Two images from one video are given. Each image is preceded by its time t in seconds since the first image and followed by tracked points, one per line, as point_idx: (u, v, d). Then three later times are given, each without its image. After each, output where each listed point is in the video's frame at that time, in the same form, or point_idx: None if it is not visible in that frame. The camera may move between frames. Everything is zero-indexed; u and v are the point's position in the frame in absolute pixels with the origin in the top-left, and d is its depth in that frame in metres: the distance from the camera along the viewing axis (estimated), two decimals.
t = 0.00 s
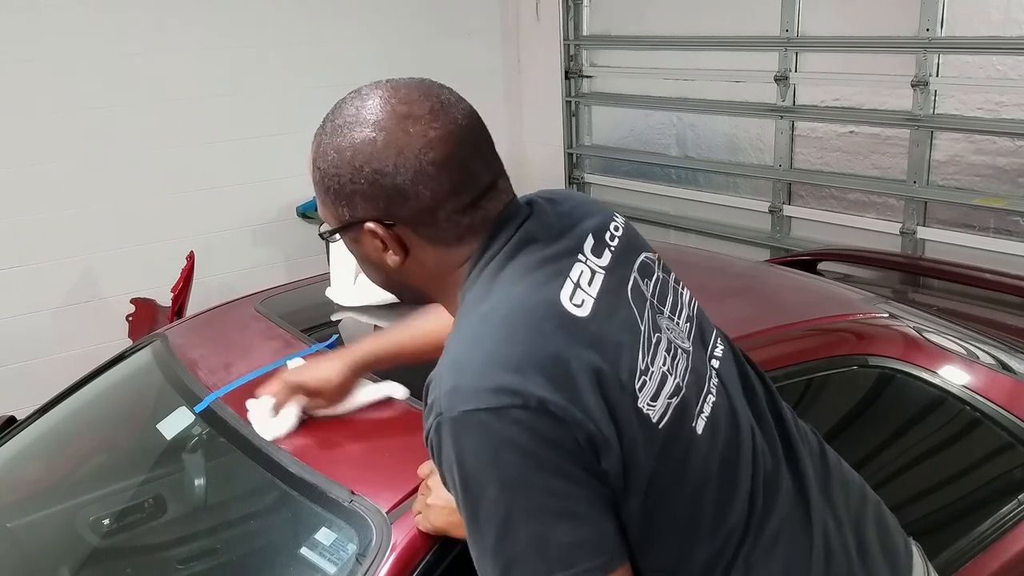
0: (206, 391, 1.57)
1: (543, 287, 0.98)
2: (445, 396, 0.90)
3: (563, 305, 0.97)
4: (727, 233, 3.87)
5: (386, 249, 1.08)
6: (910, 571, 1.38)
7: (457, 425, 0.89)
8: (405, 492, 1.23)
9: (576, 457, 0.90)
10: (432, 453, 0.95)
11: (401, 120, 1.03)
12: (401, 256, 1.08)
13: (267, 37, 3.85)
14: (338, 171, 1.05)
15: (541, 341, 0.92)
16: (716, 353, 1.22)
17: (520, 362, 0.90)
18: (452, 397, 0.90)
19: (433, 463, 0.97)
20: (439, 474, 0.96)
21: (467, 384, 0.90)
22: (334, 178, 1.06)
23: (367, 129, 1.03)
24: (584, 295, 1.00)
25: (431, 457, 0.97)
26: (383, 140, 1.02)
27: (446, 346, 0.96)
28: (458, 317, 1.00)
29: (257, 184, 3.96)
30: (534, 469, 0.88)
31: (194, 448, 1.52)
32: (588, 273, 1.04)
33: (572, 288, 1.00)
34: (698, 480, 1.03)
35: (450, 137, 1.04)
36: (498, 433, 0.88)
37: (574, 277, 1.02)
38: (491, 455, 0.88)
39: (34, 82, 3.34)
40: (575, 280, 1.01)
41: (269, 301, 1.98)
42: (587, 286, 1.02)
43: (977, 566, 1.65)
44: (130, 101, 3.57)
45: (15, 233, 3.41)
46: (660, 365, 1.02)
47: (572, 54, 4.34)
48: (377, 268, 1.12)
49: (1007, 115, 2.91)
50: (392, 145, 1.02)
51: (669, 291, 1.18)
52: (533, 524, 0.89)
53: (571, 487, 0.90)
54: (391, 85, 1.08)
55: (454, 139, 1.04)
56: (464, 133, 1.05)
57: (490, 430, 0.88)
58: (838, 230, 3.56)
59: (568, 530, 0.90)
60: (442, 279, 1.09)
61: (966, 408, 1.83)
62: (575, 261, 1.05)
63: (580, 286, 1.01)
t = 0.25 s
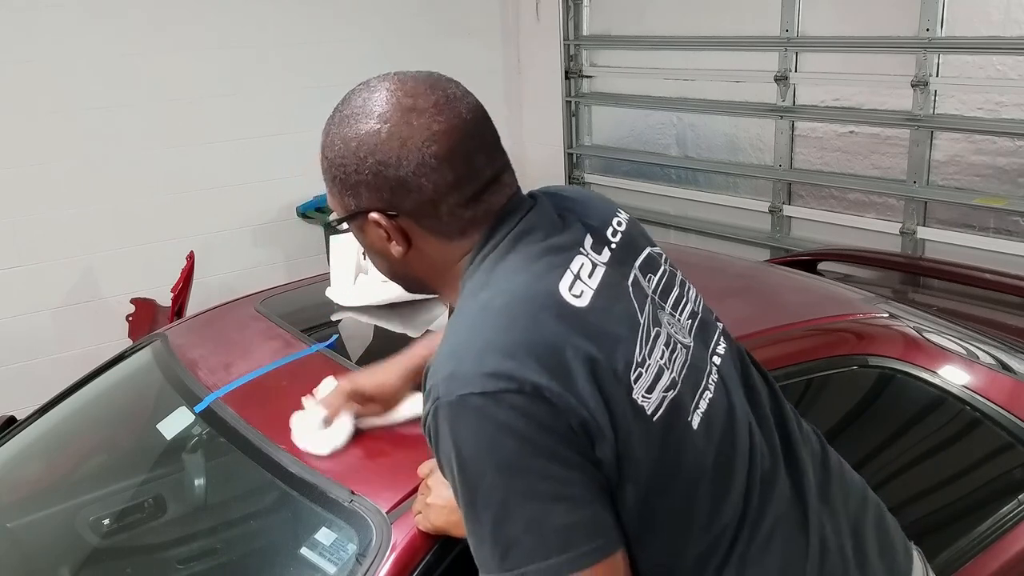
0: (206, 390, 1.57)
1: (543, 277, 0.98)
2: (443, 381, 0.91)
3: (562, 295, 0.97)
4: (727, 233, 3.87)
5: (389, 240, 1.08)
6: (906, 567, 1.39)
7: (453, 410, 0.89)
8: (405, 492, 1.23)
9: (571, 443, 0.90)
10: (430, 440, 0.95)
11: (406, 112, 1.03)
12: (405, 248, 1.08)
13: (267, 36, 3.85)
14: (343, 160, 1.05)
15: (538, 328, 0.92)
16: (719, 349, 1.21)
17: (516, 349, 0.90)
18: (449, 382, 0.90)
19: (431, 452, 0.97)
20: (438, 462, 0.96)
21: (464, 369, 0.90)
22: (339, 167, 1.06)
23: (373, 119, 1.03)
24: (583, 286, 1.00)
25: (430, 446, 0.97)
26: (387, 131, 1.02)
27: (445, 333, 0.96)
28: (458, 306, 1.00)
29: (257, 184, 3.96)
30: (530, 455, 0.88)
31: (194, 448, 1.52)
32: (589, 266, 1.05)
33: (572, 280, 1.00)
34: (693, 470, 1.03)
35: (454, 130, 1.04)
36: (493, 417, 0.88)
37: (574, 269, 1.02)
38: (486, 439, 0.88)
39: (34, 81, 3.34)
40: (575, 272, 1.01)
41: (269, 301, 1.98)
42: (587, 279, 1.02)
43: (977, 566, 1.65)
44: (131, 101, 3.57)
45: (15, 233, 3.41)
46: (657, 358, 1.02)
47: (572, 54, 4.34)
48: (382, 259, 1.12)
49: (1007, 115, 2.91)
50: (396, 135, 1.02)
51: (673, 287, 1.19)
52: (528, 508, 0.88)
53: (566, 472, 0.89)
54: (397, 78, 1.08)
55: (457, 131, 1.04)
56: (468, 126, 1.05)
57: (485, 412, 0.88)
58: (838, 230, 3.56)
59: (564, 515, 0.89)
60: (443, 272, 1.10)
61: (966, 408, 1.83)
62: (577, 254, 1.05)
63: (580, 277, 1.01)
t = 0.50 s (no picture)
0: (206, 391, 1.57)
1: (560, 269, 0.95)
2: (457, 368, 0.89)
3: (582, 288, 0.94)
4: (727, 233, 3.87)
5: (411, 219, 1.08)
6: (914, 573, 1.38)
7: (466, 397, 0.87)
8: (405, 492, 1.23)
9: (584, 437, 0.88)
10: (442, 426, 0.93)
11: (430, 88, 1.06)
12: (424, 226, 1.08)
13: (267, 36, 3.85)
14: (368, 137, 1.08)
15: (557, 317, 0.90)
16: (737, 350, 1.21)
17: (531, 338, 0.88)
18: (464, 367, 0.88)
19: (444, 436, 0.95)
20: (449, 448, 0.94)
21: (479, 355, 0.88)
22: (364, 145, 1.08)
23: (399, 97, 1.07)
24: (602, 280, 0.97)
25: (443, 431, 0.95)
26: (412, 105, 1.05)
27: (461, 320, 0.94)
28: (475, 294, 0.98)
29: (257, 184, 3.96)
30: (542, 446, 0.86)
31: (194, 448, 1.52)
32: (609, 261, 1.01)
33: (591, 273, 0.97)
34: (704, 465, 1.01)
35: (476, 103, 1.06)
36: (506, 406, 0.86)
37: (594, 262, 0.99)
38: (498, 428, 0.86)
39: (34, 82, 3.34)
40: (595, 266, 0.98)
41: (269, 301, 1.98)
42: (606, 272, 0.99)
43: (977, 566, 1.65)
44: (131, 101, 3.57)
45: (15, 233, 3.41)
46: (674, 355, 1.00)
47: (572, 54, 4.34)
48: (403, 243, 1.12)
49: (1007, 115, 2.91)
50: (419, 108, 1.05)
51: (691, 286, 1.17)
52: (538, 499, 0.86)
53: (578, 465, 0.87)
54: (422, 62, 1.12)
55: (479, 104, 1.06)
56: (490, 101, 1.07)
57: (499, 400, 0.86)
58: (838, 230, 3.56)
59: (574, 507, 0.87)
60: (463, 253, 1.08)
61: (966, 408, 1.83)
62: (597, 248, 1.01)
63: (599, 271, 0.98)
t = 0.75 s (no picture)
0: (206, 390, 1.57)
1: (565, 268, 0.94)
2: (463, 366, 0.89)
3: (588, 286, 0.94)
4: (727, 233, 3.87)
5: (415, 218, 1.08)
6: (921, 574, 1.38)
7: (472, 395, 0.87)
8: (405, 492, 1.23)
9: (591, 435, 0.88)
10: (448, 424, 0.93)
11: (431, 86, 1.06)
12: (429, 225, 1.07)
13: (267, 36, 3.84)
14: (371, 137, 1.08)
15: (561, 316, 0.90)
16: (743, 348, 1.21)
17: (537, 335, 0.88)
18: (470, 366, 0.88)
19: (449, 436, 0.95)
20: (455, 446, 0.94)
21: (484, 354, 0.88)
22: (367, 145, 1.09)
23: (400, 95, 1.07)
24: (608, 277, 0.97)
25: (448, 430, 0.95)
26: (414, 103, 1.05)
27: (467, 318, 0.94)
28: (481, 292, 0.97)
29: (257, 184, 3.96)
30: (548, 444, 0.86)
31: (194, 448, 1.52)
32: (615, 258, 1.01)
33: (597, 270, 0.97)
34: (711, 464, 1.01)
35: (478, 99, 1.06)
36: (511, 404, 0.86)
37: (600, 260, 0.99)
38: (504, 425, 0.86)
39: (34, 81, 3.34)
40: (600, 263, 0.98)
41: (269, 301, 1.98)
42: (612, 270, 0.99)
43: (976, 566, 1.65)
44: (130, 101, 3.57)
45: (15, 233, 3.41)
46: (681, 353, 1.00)
47: (573, 54, 4.33)
48: (406, 243, 1.12)
49: (1007, 115, 2.91)
50: (421, 106, 1.05)
51: (696, 283, 1.17)
52: (543, 498, 0.86)
53: (584, 463, 0.87)
54: (423, 61, 1.12)
55: (481, 101, 1.06)
56: (493, 98, 1.07)
57: (504, 399, 0.86)
58: (838, 230, 3.56)
59: (579, 506, 0.86)
60: (467, 251, 1.08)
61: (966, 408, 1.83)
62: (603, 245, 1.02)
63: (605, 268, 0.98)
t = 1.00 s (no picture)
0: (206, 391, 1.57)
1: (609, 255, 0.93)
2: (500, 347, 0.87)
3: (634, 274, 0.93)
4: (727, 233, 3.87)
5: (457, 203, 1.06)
6: None
7: (508, 376, 0.86)
8: (405, 492, 1.22)
9: (625, 429, 0.87)
10: (478, 403, 0.92)
11: (475, 68, 1.05)
12: (472, 210, 1.05)
13: (266, 37, 3.85)
14: (412, 120, 1.06)
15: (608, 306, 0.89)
16: (782, 347, 1.20)
17: (579, 322, 0.87)
18: (507, 347, 0.87)
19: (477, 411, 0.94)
20: (484, 424, 0.94)
21: (523, 335, 0.86)
22: (408, 128, 1.07)
23: (444, 77, 1.06)
24: (652, 267, 0.96)
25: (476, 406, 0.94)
26: (458, 84, 1.04)
27: (505, 302, 0.93)
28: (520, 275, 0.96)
29: (257, 184, 3.95)
30: (579, 434, 0.85)
31: (194, 448, 1.52)
32: (659, 249, 1.00)
33: (641, 260, 0.96)
34: (744, 462, 1.00)
35: (523, 81, 1.05)
36: (547, 389, 0.84)
37: (644, 249, 0.98)
38: (538, 409, 0.85)
39: (34, 81, 3.34)
40: (645, 253, 0.97)
41: (269, 301, 1.97)
42: (656, 261, 0.98)
43: (978, 566, 1.65)
44: (130, 101, 3.57)
45: (15, 233, 3.41)
46: (721, 348, 1.00)
47: (572, 54, 4.33)
48: (445, 231, 1.10)
49: (1007, 115, 2.91)
50: (466, 87, 1.04)
51: (739, 279, 1.16)
52: (568, 488, 0.86)
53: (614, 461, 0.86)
54: (460, 45, 1.11)
55: (525, 83, 1.06)
56: (537, 80, 1.07)
57: (540, 385, 0.85)
58: (838, 230, 3.56)
59: (603, 502, 0.86)
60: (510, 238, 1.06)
61: (966, 408, 1.84)
62: (648, 236, 1.00)
63: (649, 258, 0.97)
